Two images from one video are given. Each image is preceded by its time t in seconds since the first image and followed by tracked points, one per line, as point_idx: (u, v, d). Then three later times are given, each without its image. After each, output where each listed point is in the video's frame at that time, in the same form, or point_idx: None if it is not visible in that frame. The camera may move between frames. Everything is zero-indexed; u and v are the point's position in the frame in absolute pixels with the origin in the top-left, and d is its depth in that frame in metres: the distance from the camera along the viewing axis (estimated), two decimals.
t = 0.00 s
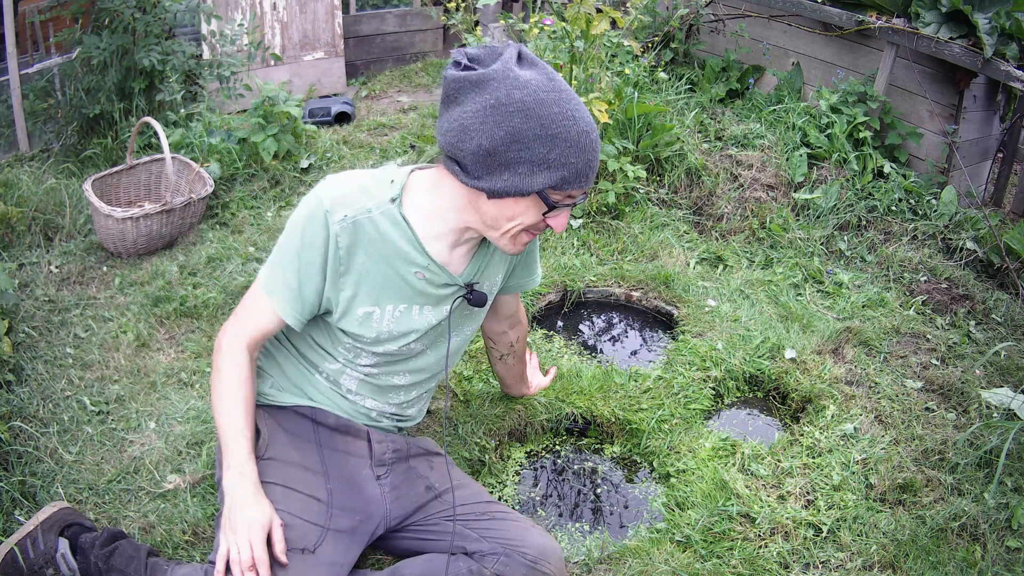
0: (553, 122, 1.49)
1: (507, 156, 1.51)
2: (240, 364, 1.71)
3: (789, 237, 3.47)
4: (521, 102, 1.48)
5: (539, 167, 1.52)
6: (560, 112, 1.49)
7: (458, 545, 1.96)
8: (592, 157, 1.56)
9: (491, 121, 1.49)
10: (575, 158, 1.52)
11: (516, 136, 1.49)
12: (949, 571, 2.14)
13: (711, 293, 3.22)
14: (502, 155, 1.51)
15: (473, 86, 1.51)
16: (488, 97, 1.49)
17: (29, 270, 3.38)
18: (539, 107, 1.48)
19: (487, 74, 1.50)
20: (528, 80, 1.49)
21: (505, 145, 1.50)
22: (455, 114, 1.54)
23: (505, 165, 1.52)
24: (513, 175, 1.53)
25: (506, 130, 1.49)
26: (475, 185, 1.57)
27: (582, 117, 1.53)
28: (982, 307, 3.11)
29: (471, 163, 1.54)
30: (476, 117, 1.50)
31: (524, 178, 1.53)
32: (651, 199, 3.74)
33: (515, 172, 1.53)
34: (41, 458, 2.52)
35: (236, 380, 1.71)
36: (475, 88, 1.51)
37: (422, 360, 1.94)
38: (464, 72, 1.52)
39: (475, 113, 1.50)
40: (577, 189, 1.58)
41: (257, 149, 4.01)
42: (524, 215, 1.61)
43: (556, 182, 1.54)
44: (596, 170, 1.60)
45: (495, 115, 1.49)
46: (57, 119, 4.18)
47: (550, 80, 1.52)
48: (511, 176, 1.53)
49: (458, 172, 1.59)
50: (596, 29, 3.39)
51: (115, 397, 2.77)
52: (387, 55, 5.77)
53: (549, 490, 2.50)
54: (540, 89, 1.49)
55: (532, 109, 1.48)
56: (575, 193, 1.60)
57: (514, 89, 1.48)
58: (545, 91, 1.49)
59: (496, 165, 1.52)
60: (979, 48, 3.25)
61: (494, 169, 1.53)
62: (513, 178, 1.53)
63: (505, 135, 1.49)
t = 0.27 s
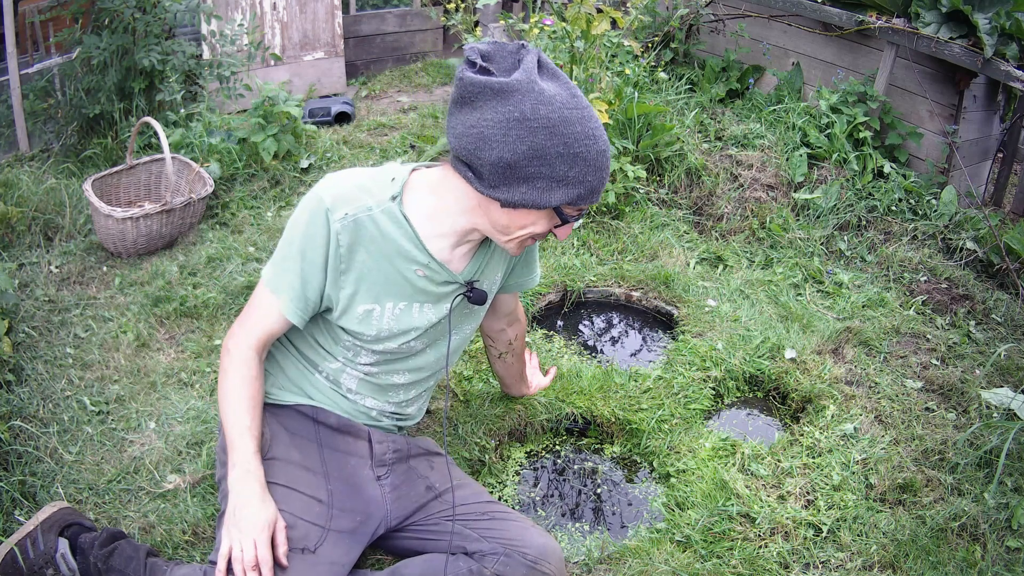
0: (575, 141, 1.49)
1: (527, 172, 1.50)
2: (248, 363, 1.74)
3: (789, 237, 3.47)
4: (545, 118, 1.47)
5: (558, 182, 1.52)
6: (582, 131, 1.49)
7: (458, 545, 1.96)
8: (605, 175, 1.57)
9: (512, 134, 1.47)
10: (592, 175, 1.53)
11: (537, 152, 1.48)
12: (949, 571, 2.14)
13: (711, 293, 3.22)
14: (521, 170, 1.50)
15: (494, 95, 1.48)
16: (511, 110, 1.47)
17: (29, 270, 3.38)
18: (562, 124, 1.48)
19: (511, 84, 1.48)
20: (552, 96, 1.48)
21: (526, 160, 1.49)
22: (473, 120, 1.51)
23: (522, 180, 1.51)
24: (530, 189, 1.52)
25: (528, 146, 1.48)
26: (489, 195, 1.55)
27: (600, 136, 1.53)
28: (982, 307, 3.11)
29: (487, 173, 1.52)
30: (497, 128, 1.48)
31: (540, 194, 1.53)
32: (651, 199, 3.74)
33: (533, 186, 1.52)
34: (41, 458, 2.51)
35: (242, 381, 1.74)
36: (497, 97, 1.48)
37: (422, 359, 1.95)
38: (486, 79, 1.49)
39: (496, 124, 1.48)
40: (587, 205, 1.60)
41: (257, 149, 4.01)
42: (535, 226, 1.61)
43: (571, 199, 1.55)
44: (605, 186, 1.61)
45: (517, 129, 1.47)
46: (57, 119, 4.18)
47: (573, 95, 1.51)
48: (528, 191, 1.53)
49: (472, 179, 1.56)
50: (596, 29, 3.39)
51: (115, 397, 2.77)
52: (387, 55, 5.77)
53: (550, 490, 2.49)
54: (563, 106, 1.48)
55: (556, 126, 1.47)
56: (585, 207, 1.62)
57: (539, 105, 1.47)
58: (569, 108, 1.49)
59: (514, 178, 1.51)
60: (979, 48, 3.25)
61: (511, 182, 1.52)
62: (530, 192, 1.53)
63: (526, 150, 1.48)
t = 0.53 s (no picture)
0: (582, 154, 1.48)
1: (530, 181, 1.49)
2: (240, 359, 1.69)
3: (789, 237, 3.47)
4: (555, 128, 1.46)
5: (560, 194, 1.51)
6: (591, 144, 1.49)
7: (458, 545, 1.97)
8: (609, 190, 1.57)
9: (520, 142, 1.46)
10: (595, 189, 1.52)
11: (543, 162, 1.47)
12: (949, 571, 2.14)
13: (711, 293, 3.22)
14: (525, 178, 1.49)
15: (505, 100, 1.47)
16: (521, 116, 1.46)
17: (29, 270, 3.38)
18: (570, 135, 1.47)
19: (525, 90, 1.46)
20: (564, 107, 1.47)
21: (531, 168, 1.48)
22: (482, 123, 1.50)
23: (525, 189, 1.51)
24: (532, 199, 1.52)
25: (534, 155, 1.47)
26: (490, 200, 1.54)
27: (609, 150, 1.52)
28: (982, 307, 3.11)
29: (491, 178, 1.51)
30: (506, 134, 1.47)
31: (542, 205, 1.52)
32: (651, 199, 3.74)
33: (535, 195, 1.51)
34: (41, 458, 2.52)
35: (233, 376, 1.69)
36: (509, 101, 1.47)
37: (423, 360, 1.95)
38: (499, 83, 1.47)
39: (505, 129, 1.47)
40: (588, 218, 1.60)
41: (257, 149, 4.01)
42: (535, 234, 1.61)
43: (572, 212, 1.54)
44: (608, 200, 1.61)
45: (525, 137, 1.46)
46: (57, 119, 4.18)
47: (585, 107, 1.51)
48: (529, 201, 1.52)
49: (477, 183, 1.54)
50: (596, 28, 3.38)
51: (115, 397, 2.77)
52: (387, 55, 5.77)
53: (549, 490, 2.50)
54: (574, 117, 1.47)
55: (565, 137, 1.47)
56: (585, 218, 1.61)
57: (550, 114, 1.46)
58: (580, 120, 1.48)
59: (517, 185, 1.50)
60: (979, 48, 3.25)
61: (513, 191, 1.51)
62: (532, 201, 1.52)
63: (532, 159, 1.47)
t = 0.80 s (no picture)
0: (501, 176, 1.37)
1: (451, 197, 1.42)
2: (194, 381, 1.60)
3: (789, 237, 3.47)
4: (475, 144, 1.36)
5: (478, 216, 1.42)
6: (513, 168, 1.36)
7: (458, 548, 1.97)
8: (544, 222, 1.43)
9: (441, 152, 1.39)
10: (519, 218, 1.41)
11: (460, 179, 1.39)
12: (949, 571, 2.14)
13: (711, 293, 3.22)
14: (445, 191, 1.42)
15: (447, 105, 1.41)
16: (449, 124, 1.39)
17: (29, 270, 3.38)
18: (490, 155, 1.36)
19: (461, 97, 1.38)
20: (492, 121, 1.36)
21: (449, 182, 1.40)
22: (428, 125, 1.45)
23: (447, 203, 1.44)
24: (453, 215, 1.45)
25: (453, 169, 1.39)
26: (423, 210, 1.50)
27: (540, 175, 1.38)
28: (982, 307, 3.11)
29: (423, 183, 1.47)
30: (434, 142, 1.40)
31: (461, 223, 1.45)
32: (651, 199, 3.74)
33: (456, 212, 1.44)
34: (41, 458, 2.52)
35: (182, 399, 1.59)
36: (447, 106, 1.40)
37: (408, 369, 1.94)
38: (445, 85, 1.41)
39: (434, 136, 1.41)
40: (522, 245, 1.48)
41: (257, 149, 4.01)
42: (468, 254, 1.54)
43: (492, 237, 1.45)
44: (554, 230, 1.47)
45: (448, 147, 1.38)
46: (57, 119, 4.18)
47: (522, 121, 1.36)
48: (451, 217, 1.45)
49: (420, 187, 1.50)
50: (596, 28, 3.37)
51: (115, 397, 2.77)
52: (387, 56, 5.77)
53: (549, 490, 2.50)
54: (501, 134, 1.35)
55: (484, 155, 1.36)
56: (526, 246, 1.50)
57: (473, 127, 1.36)
58: (507, 136, 1.35)
59: (440, 198, 1.45)
60: (979, 48, 3.25)
61: (439, 203, 1.45)
62: (453, 217, 1.45)
63: (449, 173, 1.40)
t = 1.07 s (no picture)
0: (431, 185, 1.34)
1: (383, 211, 1.39)
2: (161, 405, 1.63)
3: (789, 237, 3.47)
4: (395, 153, 1.32)
5: (417, 228, 1.39)
6: (442, 173, 1.33)
7: (457, 549, 1.98)
8: (486, 221, 1.39)
9: (366, 167, 1.36)
10: (458, 223, 1.38)
11: (388, 193, 1.36)
12: (949, 571, 2.14)
13: (711, 293, 3.22)
14: (377, 208, 1.39)
15: (360, 114, 1.37)
16: (366, 136, 1.35)
17: (29, 270, 3.38)
18: (416, 164, 1.32)
19: (372, 105, 1.34)
20: (410, 127, 1.32)
21: (380, 199, 1.37)
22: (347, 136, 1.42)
23: (381, 219, 1.41)
24: (391, 230, 1.42)
25: (379, 183, 1.36)
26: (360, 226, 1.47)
27: (473, 176, 1.34)
28: (982, 307, 3.11)
29: (355, 203, 1.44)
30: (355, 157, 1.38)
31: (400, 237, 1.42)
32: (651, 199, 3.74)
33: (393, 227, 1.41)
34: (41, 458, 2.52)
35: (151, 423, 1.62)
36: (362, 118, 1.36)
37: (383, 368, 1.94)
38: (355, 93, 1.37)
39: (354, 151, 1.38)
40: (468, 248, 1.45)
41: (257, 149, 4.01)
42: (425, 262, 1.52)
43: (435, 247, 1.42)
44: (500, 225, 1.44)
45: (369, 162, 1.35)
46: (58, 119, 4.18)
47: (440, 121, 1.32)
48: (389, 232, 1.42)
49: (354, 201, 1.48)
50: (596, 29, 3.36)
51: (115, 397, 2.77)
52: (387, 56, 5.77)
53: (549, 490, 2.50)
54: (420, 139, 1.31)
55: (406, 164, 1.33)
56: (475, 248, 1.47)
57: (391, 136, 1.32)
58: (428, 141, 1.31)
59: (375, 215, 1.41)
60: (979, 48, 3.25)
61: (373, 220, 1.42)
62: (391, 233, 1.42)
63: (378, 189, 1.36)
